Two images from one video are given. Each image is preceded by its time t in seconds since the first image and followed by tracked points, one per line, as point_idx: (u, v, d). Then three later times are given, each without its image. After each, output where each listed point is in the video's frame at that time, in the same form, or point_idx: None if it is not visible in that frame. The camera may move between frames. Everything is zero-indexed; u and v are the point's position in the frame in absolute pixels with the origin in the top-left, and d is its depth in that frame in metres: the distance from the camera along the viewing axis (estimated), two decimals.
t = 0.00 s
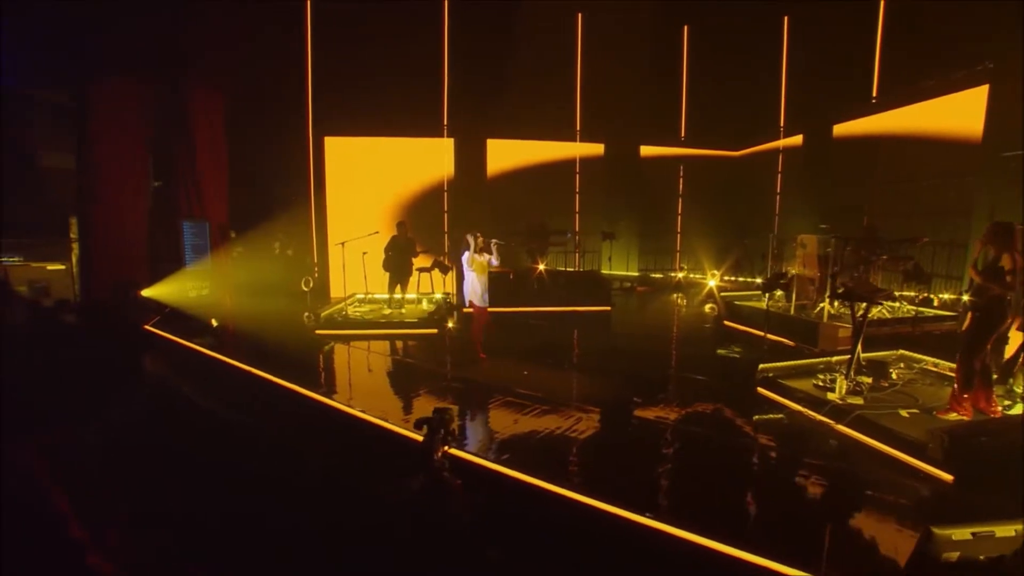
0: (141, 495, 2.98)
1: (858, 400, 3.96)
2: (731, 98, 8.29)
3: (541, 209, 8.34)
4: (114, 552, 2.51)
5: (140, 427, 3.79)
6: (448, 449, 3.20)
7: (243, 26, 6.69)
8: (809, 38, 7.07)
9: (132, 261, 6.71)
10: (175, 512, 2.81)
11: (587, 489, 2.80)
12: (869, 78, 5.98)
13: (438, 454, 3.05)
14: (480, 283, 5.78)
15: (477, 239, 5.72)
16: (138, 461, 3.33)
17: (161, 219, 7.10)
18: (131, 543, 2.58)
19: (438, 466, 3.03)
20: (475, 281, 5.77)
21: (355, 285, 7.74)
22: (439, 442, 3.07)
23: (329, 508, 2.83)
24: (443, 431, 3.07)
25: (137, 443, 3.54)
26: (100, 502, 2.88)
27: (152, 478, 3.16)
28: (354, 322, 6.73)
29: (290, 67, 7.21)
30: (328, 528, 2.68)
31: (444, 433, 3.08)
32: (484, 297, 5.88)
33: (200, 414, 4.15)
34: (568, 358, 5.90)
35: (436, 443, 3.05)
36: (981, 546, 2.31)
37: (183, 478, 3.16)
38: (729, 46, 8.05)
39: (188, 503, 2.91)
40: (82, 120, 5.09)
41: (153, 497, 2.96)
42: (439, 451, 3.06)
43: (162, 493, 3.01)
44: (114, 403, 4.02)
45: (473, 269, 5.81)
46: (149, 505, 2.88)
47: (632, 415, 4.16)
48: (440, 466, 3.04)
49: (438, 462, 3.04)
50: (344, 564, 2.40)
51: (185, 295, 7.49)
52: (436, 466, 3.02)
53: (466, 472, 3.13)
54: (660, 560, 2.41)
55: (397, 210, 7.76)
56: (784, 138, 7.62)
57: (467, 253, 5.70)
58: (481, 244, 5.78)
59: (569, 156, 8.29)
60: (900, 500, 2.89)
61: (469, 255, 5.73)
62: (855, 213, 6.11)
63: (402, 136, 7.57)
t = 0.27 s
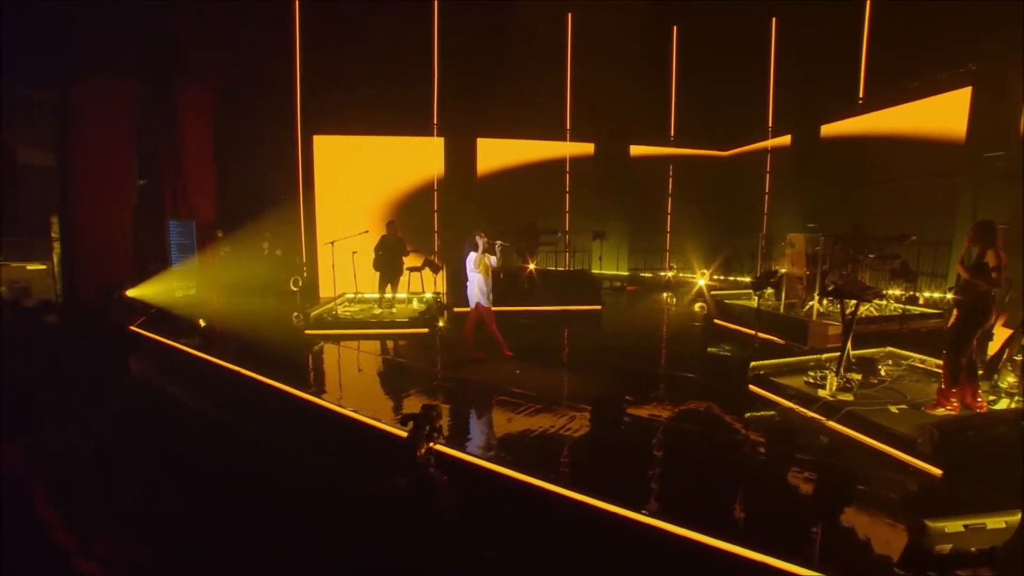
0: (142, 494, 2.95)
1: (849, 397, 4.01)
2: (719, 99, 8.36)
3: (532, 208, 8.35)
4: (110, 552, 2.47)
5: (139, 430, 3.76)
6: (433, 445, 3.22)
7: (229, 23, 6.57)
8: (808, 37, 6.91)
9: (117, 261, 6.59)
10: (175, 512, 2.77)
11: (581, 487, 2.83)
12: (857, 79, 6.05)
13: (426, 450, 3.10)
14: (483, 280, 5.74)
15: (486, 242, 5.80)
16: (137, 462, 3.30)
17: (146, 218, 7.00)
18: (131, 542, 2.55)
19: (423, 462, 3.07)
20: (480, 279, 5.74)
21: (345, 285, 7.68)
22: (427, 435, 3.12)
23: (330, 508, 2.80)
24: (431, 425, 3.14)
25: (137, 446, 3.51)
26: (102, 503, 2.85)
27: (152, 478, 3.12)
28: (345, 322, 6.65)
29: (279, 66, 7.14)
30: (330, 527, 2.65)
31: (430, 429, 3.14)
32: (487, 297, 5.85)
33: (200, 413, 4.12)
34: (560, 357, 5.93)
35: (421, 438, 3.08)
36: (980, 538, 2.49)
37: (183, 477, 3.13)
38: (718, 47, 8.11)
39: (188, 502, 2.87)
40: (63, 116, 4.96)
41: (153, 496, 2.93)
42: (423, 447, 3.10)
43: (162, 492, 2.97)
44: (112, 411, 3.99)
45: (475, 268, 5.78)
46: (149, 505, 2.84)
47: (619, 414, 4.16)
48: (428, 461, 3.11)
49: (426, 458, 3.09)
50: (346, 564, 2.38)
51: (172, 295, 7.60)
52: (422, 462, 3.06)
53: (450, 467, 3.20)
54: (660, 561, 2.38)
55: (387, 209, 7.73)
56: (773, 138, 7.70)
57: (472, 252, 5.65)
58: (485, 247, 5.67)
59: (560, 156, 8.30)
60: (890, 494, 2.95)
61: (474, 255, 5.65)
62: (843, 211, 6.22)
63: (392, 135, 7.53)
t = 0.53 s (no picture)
0: (143, 494, 2.91)
1: (837, 392, 4.07)
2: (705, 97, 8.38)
3: (520, 207, 8.36)
4: (108, 553, 2.43)
5: (139, 430, 3.72)
6: (416, 440, 3.03)
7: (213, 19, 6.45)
8: (807, 37, 6.57)
9: (98, 261, 6.44)
10: (177, 511, 2.74)
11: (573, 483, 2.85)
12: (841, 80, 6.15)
13: (407, 448, 2.91)
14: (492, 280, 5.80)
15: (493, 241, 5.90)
16: (137, 462, 3.26)
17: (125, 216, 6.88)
18: (131, 543, 2.51)
19: (403, 459, 2.88)
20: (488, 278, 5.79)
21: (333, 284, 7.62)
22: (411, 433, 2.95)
23: (332, 508, 2.77)
24: (416, 424, 2.96)
25: (138, 446, 3.47)
26: (102, 503, 2.81)
27: (153, 478, 3.08)
28: (333, 322, 6.58)
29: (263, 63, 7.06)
30: (332, 527, 2.63)
31: (414, 427, 2.97)
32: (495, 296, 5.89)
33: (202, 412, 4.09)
34: (549, 355, 5.95)
35: (402, 435, 2.89)
36: (961, 528, 2.55)
37: (184, 477, 3.09)
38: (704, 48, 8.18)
39: (189, 502, 2.84)
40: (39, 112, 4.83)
41: (154, 496, 2.89)
42: (405, 443, 2.91)
43: (163, 492, 2.94)
44: (112, 411, 3.95)
45: (484, 268, 5.84)
46: (150, 504, 2.81)
47: (608, 412, 4.19)
48: (411, 458, 2.93)
49: (404, 456, 2.91)
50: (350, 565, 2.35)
51: (156, 295, 7.55)
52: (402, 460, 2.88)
53: (436, 464, 3.19)
54: (660, 560, 2.43)
55: (375, 208, 7.68)
56: (760, 138, 7.79)
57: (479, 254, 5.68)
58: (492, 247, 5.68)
59: (548, 155, 8.33)
60: (879, 488, 3.00)
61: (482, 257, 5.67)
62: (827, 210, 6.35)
63: (379, 133, 7.49)
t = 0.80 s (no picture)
0: (143, 493, 2.98)
1: (825, 388, 4.14)
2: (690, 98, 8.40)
3: (508, 206, 8.38)
4: (109, 553, 2.49)
5: (138, 431, 3.77)
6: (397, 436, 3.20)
7: (195, 10, 6.37)
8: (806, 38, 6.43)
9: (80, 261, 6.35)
10: (177, 511, 2.81)
11: (565, 481, 2.86)
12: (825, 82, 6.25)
13: (387, 444, 3.07)
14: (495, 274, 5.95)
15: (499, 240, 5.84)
16: (138, 463, 3.33)
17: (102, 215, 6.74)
18: (131, 541, 2.57)
19: (382, 454, 3.03)
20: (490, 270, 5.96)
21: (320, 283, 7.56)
22: (394, 429, 3.11)
23: (329, 506, 2.80)
24: (398, 421, 3.13)
25: (137, 447, 3.54)
26: (105, 502, 2.88)
27: (153, 478, 3.14)
28: (321, 322, 6.49)
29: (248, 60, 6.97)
30: (329, 526, 2.67)
31: (397, 424, 3.13)
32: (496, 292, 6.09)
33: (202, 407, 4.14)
34: (538, 354, 5.97)
35: (383, 430, 3.02)
36: (966, 514, 2.47)
37: (184, 477, 3.15)
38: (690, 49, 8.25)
39: (188, 501, 2.91)
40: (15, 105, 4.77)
41: (154, 495, 2.95)
42: (385, 439, 3.04)
43: (164, 492, 3.00)
44: (107, 411, 3.96)
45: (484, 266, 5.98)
46: (150, 504, 2.87)
47: (597, 411, 4.15)
48: (393, 453, 3.12)
49: (383, 453, 3.07)
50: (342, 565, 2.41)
51: (139, 295, 7.51)
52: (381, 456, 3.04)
53: (412, 456, 3.26)
54: (643, 553, 2.43)
55: (362, 207, 7.62)
56: (745, 139, 7.84)
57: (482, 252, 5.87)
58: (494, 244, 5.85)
59: (535, 154, 8.36)
60: (867, 483, 3.05)
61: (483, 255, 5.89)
62: (812, 209, 6.44)
63: (367, 132, 7.43)
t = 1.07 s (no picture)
0: (141, 494, 2.95)
1: (815, 384, 4.20)
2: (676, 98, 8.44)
3: (497, 205, 8.38)
4: (109, 555, 2.48)
5: (135, 430, 3.73)
6: (381, 433, 3.33)
7: (194, 9, 6.49)
8: (787, 40, 6.57)
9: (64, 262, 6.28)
10: (176, 511, 2.78)
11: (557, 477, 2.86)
12: (811, 83, 6.33)
13: (369, 439, 3.18)
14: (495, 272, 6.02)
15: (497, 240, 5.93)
16: (137, 462, 3.29)
17: (86, 214, 6.67)
18: (128, 542, 2.56)
19: (363, 449, 3.13)
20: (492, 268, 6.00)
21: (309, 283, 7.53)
22: (377, 426, 3.23)
23: (329, 505, 2.78)
24: (382, 419, 3.26)
25: (136, 446, 3.49)
26: (103, 504, 2.86)
27: (152, 478, 3.11)
28: (310, 322, 6.43)
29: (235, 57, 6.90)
30: (327, 527, 2.65)
31: (380, 420, 3.26)
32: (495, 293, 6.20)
33: (201, 402, 4.08)
34: (528, 353, 5.96)
35: (365, 426, 3.14)
36: (944, 510, 2.48)
37: (183, 477, 3.11)
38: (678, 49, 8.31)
39: (187, 501, 2.88)
40: None
41: (152, 495, 2.93)
42: (367, 435, 3.17)
43: (162, 492, 2.97)
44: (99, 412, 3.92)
45: (484, 267, 6.06)
46: (147, 505, 2.85)
47: (586, 412, 4.10)
48: (375, 449, 3.20)
49: (365, 447, 3.15)
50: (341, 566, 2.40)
51: (122, 295, 7.34)
52: (360, 451, 3.11)
53: (396, 452, 3.26)
54: (642, 553, 2.43)
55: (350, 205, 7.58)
56: (732, 138, 7.87)
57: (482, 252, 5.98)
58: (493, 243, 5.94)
59: (524, 154, 8.37)
60: (857, 478, 3.09)
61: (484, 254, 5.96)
62: (798, 208, 6.52)
63: (354, 130, 7.39)
